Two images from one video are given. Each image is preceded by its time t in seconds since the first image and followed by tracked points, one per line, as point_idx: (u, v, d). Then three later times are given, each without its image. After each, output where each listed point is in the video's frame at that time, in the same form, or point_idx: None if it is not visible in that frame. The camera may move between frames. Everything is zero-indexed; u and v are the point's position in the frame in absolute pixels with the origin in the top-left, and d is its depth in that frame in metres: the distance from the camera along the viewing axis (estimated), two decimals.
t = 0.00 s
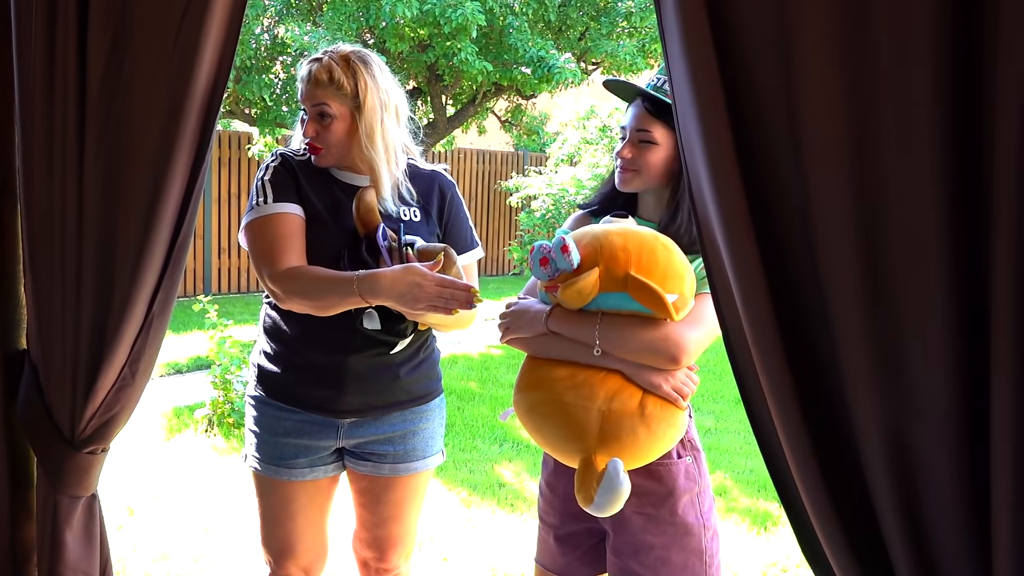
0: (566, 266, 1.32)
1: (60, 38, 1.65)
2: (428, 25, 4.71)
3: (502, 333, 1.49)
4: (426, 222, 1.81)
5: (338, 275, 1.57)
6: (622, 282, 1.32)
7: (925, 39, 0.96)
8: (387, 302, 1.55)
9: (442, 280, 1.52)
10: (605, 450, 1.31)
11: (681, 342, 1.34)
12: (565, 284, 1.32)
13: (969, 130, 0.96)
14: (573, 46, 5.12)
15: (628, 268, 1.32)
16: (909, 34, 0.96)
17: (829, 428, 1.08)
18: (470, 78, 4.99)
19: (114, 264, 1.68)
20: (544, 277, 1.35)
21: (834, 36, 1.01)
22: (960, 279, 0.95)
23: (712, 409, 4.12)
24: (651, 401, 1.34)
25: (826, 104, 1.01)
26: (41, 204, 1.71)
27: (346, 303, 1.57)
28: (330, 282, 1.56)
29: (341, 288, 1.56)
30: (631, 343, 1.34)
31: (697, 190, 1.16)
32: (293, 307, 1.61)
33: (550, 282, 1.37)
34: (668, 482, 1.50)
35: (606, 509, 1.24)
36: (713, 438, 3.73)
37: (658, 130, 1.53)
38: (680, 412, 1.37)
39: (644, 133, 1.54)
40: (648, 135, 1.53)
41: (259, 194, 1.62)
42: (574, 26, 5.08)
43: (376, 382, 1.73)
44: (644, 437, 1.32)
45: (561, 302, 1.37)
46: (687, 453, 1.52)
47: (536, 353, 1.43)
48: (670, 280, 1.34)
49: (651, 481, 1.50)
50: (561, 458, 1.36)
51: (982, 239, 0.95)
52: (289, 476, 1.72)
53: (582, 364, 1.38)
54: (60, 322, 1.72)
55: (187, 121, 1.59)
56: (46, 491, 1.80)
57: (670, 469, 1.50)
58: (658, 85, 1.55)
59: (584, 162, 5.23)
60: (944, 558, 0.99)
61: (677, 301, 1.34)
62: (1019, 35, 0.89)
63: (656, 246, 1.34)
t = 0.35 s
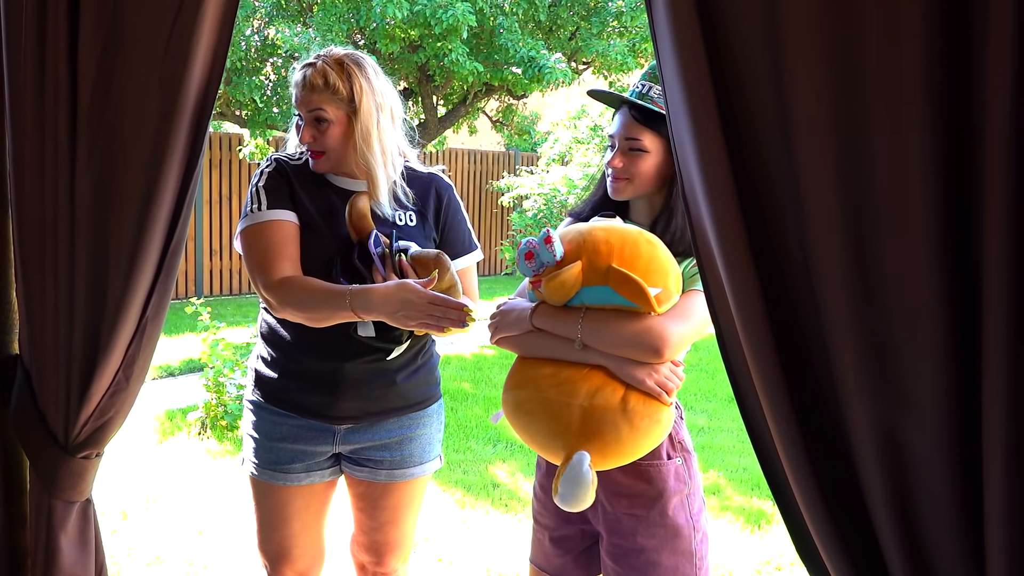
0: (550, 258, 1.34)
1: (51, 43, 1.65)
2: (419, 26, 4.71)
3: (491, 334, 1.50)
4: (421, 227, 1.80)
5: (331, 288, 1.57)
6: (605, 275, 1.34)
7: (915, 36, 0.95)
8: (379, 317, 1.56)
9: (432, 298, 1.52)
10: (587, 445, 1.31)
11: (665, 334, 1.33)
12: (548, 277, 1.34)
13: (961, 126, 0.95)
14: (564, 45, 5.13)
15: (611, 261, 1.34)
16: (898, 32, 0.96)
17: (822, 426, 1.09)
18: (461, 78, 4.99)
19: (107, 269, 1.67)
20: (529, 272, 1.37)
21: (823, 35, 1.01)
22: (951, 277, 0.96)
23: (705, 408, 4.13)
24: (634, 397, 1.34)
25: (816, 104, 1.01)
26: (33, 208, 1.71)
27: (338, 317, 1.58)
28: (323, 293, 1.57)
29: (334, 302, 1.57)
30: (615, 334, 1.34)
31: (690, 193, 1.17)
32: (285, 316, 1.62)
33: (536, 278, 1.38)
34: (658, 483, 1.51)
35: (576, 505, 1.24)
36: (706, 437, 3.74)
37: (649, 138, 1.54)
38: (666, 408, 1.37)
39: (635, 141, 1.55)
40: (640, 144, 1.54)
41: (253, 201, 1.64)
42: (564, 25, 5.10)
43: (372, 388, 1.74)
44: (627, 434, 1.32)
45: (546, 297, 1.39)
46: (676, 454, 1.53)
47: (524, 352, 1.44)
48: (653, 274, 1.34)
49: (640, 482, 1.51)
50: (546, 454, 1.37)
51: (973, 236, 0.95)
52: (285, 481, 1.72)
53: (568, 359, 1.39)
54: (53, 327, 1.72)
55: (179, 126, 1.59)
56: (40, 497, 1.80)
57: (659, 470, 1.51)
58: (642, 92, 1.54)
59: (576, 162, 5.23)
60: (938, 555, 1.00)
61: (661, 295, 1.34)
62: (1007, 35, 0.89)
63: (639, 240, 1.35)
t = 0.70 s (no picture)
0: (539, 260, 1.36)
1: (48, 44, 1.65)
2: (415, 25, 4.71)
3: (489, 336, 1.51)
4: (418, 223, 1.82)
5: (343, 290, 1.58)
6: (593, 276, 1.34)
7: (913, 34, 0.96)
8: (392, 319, 1.57)
9: (445, 300, 1.52)
10: (579, 446, 1.32)
11: (657, 334, 1.32)
12: (539, 279, 1.36)
13: (960, 123, 0.96)
14: (560, 44, 5.13)
15: (600, 261, 1.34)
16: (897, 31, 0.96)
17: (822, 423, 1.10)
18: (456, 77, 4.99)
19: (105, 270, 1.67)
20: (522, 274, 1.40)
21: (821, 34, 1.01)
22: (950, 275, 0.96)
23: (703, 406, 4.15)
24: (625, 398, 1.34)
25: (815, 103, 1.02)
26: (31, 210, 1.71)
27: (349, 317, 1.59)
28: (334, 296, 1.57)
29: (345, 303, 1.57)
30: (603, 335, 1.34)
31: (689, 190, 1.18)
32: (287, 315, 1.62)
33: (528, 279, 1.41)
34: (656, 482, 1.52)
35: (563, 501, 1.25)
36: (704, 435, 3.75)
37: (643, 134, 1.55)
38: (659, 408, 1.37)
39: (630, 138, 1.55)
40: (634, 140, 1.54)
41: (248, 202, 1.62)
42: (560, 24, 5.11)
43: (373, 387, 1.75)
44: (618, 434, 1.32)
45: (538, 298, 1.40)
46: (676, 453, 1.54)
47: (519, 353, 1.45)
48: (642, 274, 1.35)
49: (639, 482, 1.52)
50: (541, 456, 1.37)
51: (972, 234, 0.96)
52: (286, 485, 1.72)
53: (559, 361, 1.39)
54: (52, 329, 1.72)
55: (177, 126, 1.59)
56: (38, 497, 1.80)
57: (658, 469, 1.52)
58: (636, 88, 1.55)
59: (572, 160, 5.23)
60: (938, 551, 1.01)
61: (650, 294, 1.35)
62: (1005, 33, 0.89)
63: (629, 240, 1.36)
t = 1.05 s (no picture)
0: (549, 263, 1.36)
1: (52, 42, 1.65)
2: (417, 24, 4.71)
3: (496, 338, 1.52)
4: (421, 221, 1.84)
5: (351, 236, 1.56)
6: (603, 278, 1.35)
7: (918, 32, 0.96)
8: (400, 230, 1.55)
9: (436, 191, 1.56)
10: (593, 449, 1.32)
11: (669, 336, 1.33)
12: (548, 282, 1.36)
13: (965, 123, 0.96)
14: (561, 42, 5.12)
15: (609, 263, 1.35)
16: (903, 30, 0.96)
17: (828, 424, 1.10)
18: (458, 75, 4.99)
19: (109, 269, 1.67)
20: (530, 276, 1.39)
21: (826, 34, 1.02)
22: (956, 276, 0.96)
23: (705, 404, 4.15)
24: (636, 400, 1.34)
25: (820, 103, 1.02)
26: (35, 209, 1.71)
27: (363, 259, 1.56)
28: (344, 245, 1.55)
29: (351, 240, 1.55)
30: (613, 337, 1.34)
31: (693, 188, 1.17)
32: (305, 308, 1.58)
33: (536, 281, 1.41)
34: (668, 484, 1.52)
35: (576, 502, 1.26)
36: (706, 434, 3.75)
37: (646, 132, 1.55)
38: (670, 409, 1.37)
39: (633, 137, 1.55)
40: (638, 139, 1.55)
41: (254, 201, 1.60)
42: (561, 23, 5.11)
43: (382, 386, 1.76)
44: (631, 436, 1.33)
45: (547, 301, 1.40)
46: (686, 454, 1.54)
47: (528, 356, 1.45)
48: (652, 276, 1.35)
49: (650, 483, 1.53)
50: (554, 460, 1.38)
51: (978, 235, 0.96)
52: (293, 486, 1.71)
53: (570, 364, 1.40)
54: (56, 328, 1.72)
55: (181, 125, 1.59)
56: (42, 496, 1.80)
57: (670, 471, 1.52)
58: (637, 88, 1.56)
59: (573, 158, 5.22)
60: (943, 551, 1.01)
61: (660, 296, 1.35)
62: (1012, 33, 0.89)
63: (638, 241, 1.36)
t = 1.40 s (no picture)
0: (551, 265, 1.37)
1: (56, 40, 1.65)
2: (420, 23, 4.71)
3: (503, 340, 1.51)
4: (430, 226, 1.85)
5: (380, 307, 1.57)
6: (604, 280, 1.34)
7: (924, 32, 0.95)
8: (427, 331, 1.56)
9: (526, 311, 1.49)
10: (594, 451, 1.32)
11: (672, 338, 1.32)
12: (550, 284, 1.36)
13: (972, 124, 0.96)
14: (564, 41, 5.15)
15: (610, 264, 1.34)
16: (909, 30, 0.96)
17: (833, 426, 1.10)
18: (461, 74, 4.99)
19: (112, 268, 1.67)
20: (533, 279, 1.40)
21: (833, 34, 1.01)
22: (961, 278, 0.96)
23: (707, 404, 4.15)
24: (639, 403, 1.34)
25: (825, 104, 1.02)
26: (38, 207, 1.71)
27: (384, 330, 1.58)
28: (370, 312, 1.57)
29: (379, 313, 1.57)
30: (616, 339, 1.34)
31: (696, 187, 1.17)
32: (311, 328, 1.60)
33: (540, 284, 1.41)
34: (674, 485, 1.52)
35: (577, 504, 1.26)
36: (709, 434, 3.75)
37: (651, 130, 1.54)
38: (673, 411, 1.36)
39: (637, 135, 1.55)
40: (642, 137, 1.54)
41: (268, 205, 1.59)
42: (565, 22, 5.10)
43: (390, 387, 1.77)
44: (633, 439, 1.33)
45: (550, 303, 1.40)
46: (693, 456, 1.54)
47: (534, 358, 1.45)
48: (654, 277, 1.35)
49: (656, 484, 1.52)
50: (559, 461, 1.38)
51: (983, 237, 0.96)
52: (300, 484, 1.71)
53: (573, 366, 1.40)
54: (59, 326, 1.72)
55: (184, 124, 1.59)
56: (44, 494, 1.80)
57: (676, 472, 1.52)
58: (642, 85, 1.55)
59: (576, 158, 5.21)
60: (948, 555, 1.01)
61: (662, 297, 1.34)
62: (1018, 32, 0.89)
63: (640, 242, 1.36)
